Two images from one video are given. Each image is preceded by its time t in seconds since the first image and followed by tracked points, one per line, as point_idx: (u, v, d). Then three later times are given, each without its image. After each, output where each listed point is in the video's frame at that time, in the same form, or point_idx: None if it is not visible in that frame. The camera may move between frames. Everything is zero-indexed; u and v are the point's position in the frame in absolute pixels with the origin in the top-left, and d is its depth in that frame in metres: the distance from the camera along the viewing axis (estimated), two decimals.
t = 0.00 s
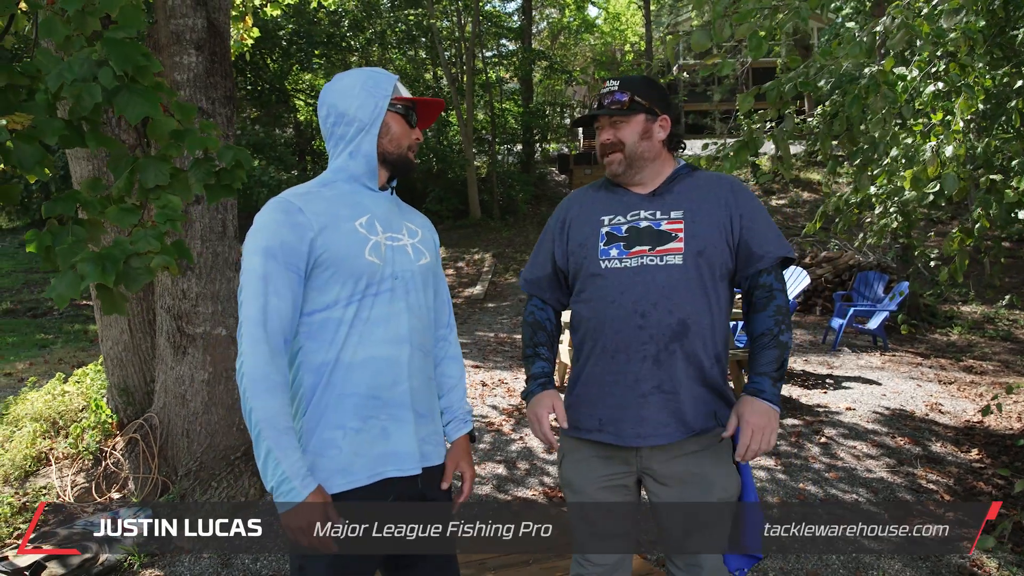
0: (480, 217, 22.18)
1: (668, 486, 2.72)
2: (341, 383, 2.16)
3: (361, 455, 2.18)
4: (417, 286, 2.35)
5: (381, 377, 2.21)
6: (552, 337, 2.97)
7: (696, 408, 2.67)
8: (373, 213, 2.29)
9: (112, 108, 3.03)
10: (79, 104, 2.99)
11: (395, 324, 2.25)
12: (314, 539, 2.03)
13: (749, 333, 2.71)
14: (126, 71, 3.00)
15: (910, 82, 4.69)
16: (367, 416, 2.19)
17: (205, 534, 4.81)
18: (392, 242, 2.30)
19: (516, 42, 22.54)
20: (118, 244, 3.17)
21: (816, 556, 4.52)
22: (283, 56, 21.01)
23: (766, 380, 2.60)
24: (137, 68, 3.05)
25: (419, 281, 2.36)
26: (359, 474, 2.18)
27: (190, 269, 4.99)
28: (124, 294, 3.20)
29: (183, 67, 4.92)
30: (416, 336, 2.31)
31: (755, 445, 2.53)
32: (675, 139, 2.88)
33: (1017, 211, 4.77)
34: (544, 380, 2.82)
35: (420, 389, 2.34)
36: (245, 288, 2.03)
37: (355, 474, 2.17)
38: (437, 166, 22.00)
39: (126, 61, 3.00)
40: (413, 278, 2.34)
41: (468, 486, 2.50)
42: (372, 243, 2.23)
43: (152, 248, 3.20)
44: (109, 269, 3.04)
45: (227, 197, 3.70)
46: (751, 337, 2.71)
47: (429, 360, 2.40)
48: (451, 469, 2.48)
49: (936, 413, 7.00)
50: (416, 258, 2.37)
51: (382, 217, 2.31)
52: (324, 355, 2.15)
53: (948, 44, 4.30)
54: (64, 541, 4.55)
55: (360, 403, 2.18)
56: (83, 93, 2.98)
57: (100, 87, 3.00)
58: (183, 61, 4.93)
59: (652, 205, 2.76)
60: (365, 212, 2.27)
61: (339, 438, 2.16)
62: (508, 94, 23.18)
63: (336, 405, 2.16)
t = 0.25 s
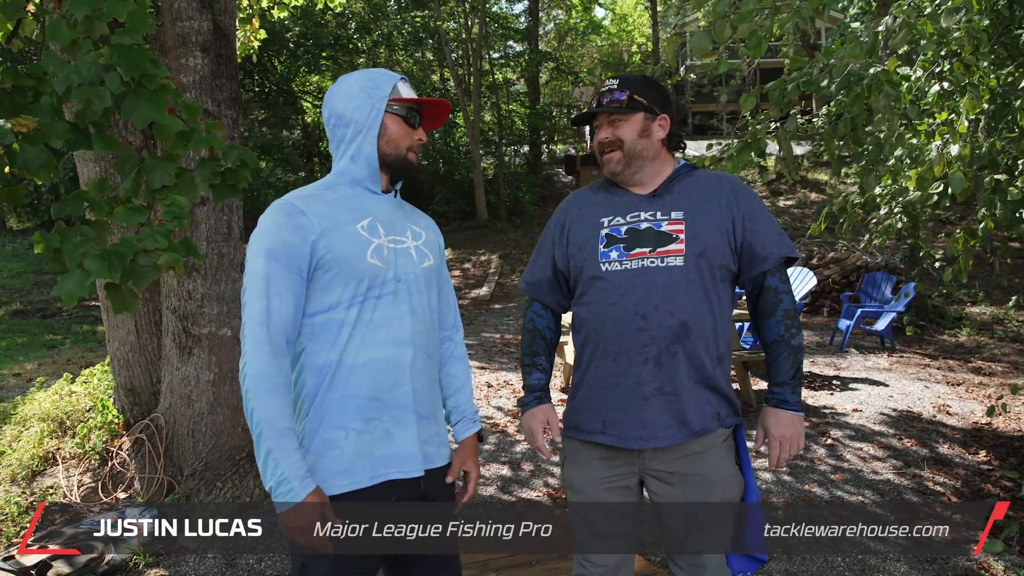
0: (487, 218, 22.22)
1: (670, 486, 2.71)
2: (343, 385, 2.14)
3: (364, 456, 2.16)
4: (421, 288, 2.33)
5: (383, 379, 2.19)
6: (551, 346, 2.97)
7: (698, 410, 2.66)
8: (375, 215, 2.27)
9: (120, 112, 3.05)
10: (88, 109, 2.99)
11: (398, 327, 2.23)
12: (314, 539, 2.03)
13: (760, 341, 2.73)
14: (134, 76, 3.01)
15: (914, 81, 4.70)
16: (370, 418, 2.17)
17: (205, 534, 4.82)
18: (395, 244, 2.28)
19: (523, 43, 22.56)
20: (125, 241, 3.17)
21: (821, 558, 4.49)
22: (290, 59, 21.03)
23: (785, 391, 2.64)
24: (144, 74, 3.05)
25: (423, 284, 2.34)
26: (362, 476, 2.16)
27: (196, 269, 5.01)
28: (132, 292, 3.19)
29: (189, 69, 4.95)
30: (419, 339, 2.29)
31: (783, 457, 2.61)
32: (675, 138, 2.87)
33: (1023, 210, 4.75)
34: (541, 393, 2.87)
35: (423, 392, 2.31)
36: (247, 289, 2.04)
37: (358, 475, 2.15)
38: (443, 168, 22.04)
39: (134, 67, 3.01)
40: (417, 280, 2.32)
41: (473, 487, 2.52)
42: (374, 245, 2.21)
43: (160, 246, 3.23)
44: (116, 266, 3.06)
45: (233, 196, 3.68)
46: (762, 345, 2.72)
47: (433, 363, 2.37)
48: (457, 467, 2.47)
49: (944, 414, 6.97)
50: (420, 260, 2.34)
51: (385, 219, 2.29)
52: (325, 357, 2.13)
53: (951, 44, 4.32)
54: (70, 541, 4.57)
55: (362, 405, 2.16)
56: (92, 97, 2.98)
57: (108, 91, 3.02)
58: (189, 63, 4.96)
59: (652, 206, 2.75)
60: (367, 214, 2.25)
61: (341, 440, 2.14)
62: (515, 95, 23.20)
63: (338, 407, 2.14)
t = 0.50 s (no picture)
0: (493, 219, 22.24)
1: (671, 486, 2.71)
2: (338, 388, 2.15)
3: (359, 460, 2.16)
4: (420, 293, 2.31)
5: (378, 384, 2.19)
6: (550, 345, 2.97)
7: (701, 410, 2.65)
8: (374, 218, 2.28)
9: (121, 115, 3.07)
10: (89, 111, 3.00)
11: (394, 331, 2.22)
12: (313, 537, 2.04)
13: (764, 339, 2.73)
14: (136, 79, 3.01)
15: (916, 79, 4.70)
16: (366, 422, 2.17)
17: (205, 533, 4.84)
18: (394, 248, 2.27)
19: (529, 43, 22.57)
20: (131, 241, 3.16)
21: (826, 559, 4.48)
22: (296, 60, 21.07)
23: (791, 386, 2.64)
24: (148, 78, 3.06)
25: (423, 288, 2.32)
26: (357, 479, 2.16)
27: (201, 270, 5.03)
28: (139, 291, 3.21)
29: (193, 70, 4.97)
30: (417, 343, 2.28)
31: (788, 449, 2.59)
32: (679, 137, 2.87)
33: None
34: (538, 393, 2.83)
35: (421, 397, 2.30)
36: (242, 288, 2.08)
37: (351, 479, 2.15)
38: (449, 168, 22.08)
39: (136, 72, 3.01)
40: (416, 285, 2.30)
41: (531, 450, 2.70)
42: (370, 249, 2.21)
43: (166, 246, 3.22)
44: (125, 266, 3.08)
45: (236, 195, 3.71)
46: (767, 343, 2.73)
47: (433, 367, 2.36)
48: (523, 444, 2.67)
49: (951, 415, 6.94)
50: (420, 264, 2.33)
51: (385, 223, 2.28)
52: (321, 359, 2.14)
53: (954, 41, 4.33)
54: (76, 540, 4.59)
55: (357, 408, 2.16)
56: (94, 101, 3.00)
57: (109, 94, 3.03)
58: (194, 65, 4.98)
59: (654, 206, 2.75)
60: (365, 218, 2.26)
61: (337, 443, 2.15)
62: (520, 95, 23.21)
63: (333, 410, 2.15)
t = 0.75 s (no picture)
0: (497, 220, 22.25)
1: (673, 488, 2.70)
2: (335, 389, 2.15)
3: (356, 461, 2.17)
4: (420, 294, 2.31)
5: (376, 385, 2.19)
6: (553, 345, 2.97)
7: (704, 412, 2.65)
8: (374, 219, 2.28)
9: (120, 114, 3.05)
10: (87, 109, 3.01)
11: (392, 332, 2.22)
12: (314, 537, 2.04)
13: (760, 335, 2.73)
14: (134, 78, 3.02)
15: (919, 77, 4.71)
16: (364, 422, 2.18)
17: (205, 533, 4.82)
18: (393, 249, 2.27)
19: (534, 45, 22.58)
20: (132, 244, 3.18)
21: (829, 561, 4.46)
22: (301, 62, 21.13)
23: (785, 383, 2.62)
24: (147, 77, 3.06)
25: (422, 289, 2.32)
26: (354, 479, 2.16)
27: (205, 271, 5.04)
28: (138, 294, 3.21)
29: (198, 72, 4.99)
30: (416, 343, 2.28)
31: (780, 445, 2.55)
32: (681, 139, 2.88)
33: None
34: (542, 394, 2.79)
35: (420, 398, 2.30)
36: (239, 288, 2.09)
37: (348, 479, 2.16)
38: (454, 170, 22.11)
39: (135, 70, 3.01)
40: (415, 286, 2.30)
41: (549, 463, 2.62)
42: (369, 249, 2.21)
43: (167, 248, 3.22)
44: (123, 268, 3.08)
45: (239, 200, 3.62)
46: (763, 340, 2.72)
47: (432, 368, 2.36)
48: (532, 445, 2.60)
49: (956, 417, 6.91)
50: (419, 265, 2.33)
51: (385, 223, 2.29)
52: (319, 359, 2.14)
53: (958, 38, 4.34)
54: (81, 540, 4.60)
55: (354, 409, 2.17)
56: (92, 99, 3.00)
57: (109, 93, 3.03)
58: (198, 67, 5.00)
59: (658, 207, 2.75)
60: (365, 218, 2.26)
61: (336, 444, 2.15)
62: (525, 97, 23.23)
63: (331, 411, 2.15)
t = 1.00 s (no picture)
0: (501, 218, 22.25)
1: (675, 486, 2.70)
2: (336, 387, 2.16)
3: (357, 459, 2.17)
4: (421, 292, 2.31)
5: (376, 383, 2.19)
6: (554, 343, 2.97)
7: (706, 410, 2.65)
8: (375, 217, 2.28)
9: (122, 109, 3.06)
10: (89, 101, 3.00)
11: (393, 330, 2.22)
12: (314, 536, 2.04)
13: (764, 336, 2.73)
14: (137, 72, 3.02)
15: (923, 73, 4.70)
16: (364, 420, 2.18)
17: (205, 533, 4.83)
18: (395, 246, 2.27)
19: (537, 42, 22.57)
20: (131, 242, 3.18)
21: (832, 559, 4.46)
22: (305, 59, 21.14)
23: (790, 383, 2.63)
24: (149, 72, 3.06)
25: (424, 288, 2.32)
26: (355, 478, 2.16)
27: (209, 269, 5.05)
28: (136, 293, 3.21)
29: (201, 70, 5.00)
30: (417, 342, 2.28)
31: (783, 449, 2.55)
32: (683, 135, 2.88)
33: None
34: (544, 392, 2.85)
35: (421, 397, 2.30)
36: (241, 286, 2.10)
37: (348, 478, 2.16)
38: (457, 167, 22.11)
39: (137, 64, 3.01)
40: (417, 283, 2.30)
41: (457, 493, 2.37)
42: (370, 247, 2.21)
43: (166, 248, 3.23)
44: (120, 268, 3.07)
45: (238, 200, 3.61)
46: (767, 341, 2.72)
47: (434, 367, 2.36)
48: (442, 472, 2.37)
49: (960, 415, 6.89)
50: (421, 263, 2.33)
51: (386, 221, 2.29)
52: (321, 358, 2.15)
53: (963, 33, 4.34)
54: (84, 539, 4.63)
55: (355, 408, 2.17)
56: (95, 91, 2.99)
57: (110, 86, 3.03)
58: (201, 65, 5.00)
59: (659, 204, 2.74)
60: (367, 216, 2.26)
61: (336, 442, 2.15)
62: (528, 95, 23.22)
63: (331, 410, 2.15)
